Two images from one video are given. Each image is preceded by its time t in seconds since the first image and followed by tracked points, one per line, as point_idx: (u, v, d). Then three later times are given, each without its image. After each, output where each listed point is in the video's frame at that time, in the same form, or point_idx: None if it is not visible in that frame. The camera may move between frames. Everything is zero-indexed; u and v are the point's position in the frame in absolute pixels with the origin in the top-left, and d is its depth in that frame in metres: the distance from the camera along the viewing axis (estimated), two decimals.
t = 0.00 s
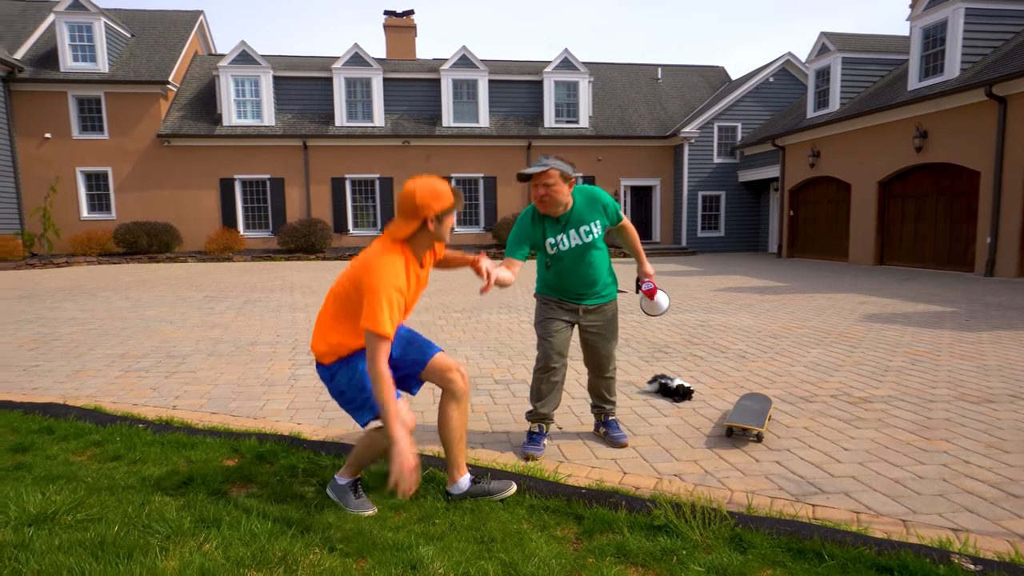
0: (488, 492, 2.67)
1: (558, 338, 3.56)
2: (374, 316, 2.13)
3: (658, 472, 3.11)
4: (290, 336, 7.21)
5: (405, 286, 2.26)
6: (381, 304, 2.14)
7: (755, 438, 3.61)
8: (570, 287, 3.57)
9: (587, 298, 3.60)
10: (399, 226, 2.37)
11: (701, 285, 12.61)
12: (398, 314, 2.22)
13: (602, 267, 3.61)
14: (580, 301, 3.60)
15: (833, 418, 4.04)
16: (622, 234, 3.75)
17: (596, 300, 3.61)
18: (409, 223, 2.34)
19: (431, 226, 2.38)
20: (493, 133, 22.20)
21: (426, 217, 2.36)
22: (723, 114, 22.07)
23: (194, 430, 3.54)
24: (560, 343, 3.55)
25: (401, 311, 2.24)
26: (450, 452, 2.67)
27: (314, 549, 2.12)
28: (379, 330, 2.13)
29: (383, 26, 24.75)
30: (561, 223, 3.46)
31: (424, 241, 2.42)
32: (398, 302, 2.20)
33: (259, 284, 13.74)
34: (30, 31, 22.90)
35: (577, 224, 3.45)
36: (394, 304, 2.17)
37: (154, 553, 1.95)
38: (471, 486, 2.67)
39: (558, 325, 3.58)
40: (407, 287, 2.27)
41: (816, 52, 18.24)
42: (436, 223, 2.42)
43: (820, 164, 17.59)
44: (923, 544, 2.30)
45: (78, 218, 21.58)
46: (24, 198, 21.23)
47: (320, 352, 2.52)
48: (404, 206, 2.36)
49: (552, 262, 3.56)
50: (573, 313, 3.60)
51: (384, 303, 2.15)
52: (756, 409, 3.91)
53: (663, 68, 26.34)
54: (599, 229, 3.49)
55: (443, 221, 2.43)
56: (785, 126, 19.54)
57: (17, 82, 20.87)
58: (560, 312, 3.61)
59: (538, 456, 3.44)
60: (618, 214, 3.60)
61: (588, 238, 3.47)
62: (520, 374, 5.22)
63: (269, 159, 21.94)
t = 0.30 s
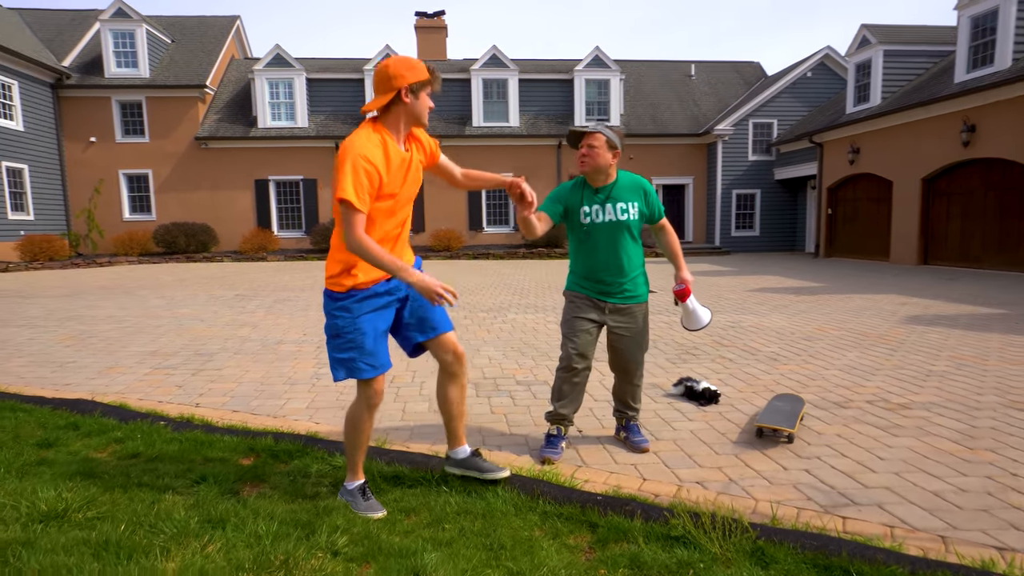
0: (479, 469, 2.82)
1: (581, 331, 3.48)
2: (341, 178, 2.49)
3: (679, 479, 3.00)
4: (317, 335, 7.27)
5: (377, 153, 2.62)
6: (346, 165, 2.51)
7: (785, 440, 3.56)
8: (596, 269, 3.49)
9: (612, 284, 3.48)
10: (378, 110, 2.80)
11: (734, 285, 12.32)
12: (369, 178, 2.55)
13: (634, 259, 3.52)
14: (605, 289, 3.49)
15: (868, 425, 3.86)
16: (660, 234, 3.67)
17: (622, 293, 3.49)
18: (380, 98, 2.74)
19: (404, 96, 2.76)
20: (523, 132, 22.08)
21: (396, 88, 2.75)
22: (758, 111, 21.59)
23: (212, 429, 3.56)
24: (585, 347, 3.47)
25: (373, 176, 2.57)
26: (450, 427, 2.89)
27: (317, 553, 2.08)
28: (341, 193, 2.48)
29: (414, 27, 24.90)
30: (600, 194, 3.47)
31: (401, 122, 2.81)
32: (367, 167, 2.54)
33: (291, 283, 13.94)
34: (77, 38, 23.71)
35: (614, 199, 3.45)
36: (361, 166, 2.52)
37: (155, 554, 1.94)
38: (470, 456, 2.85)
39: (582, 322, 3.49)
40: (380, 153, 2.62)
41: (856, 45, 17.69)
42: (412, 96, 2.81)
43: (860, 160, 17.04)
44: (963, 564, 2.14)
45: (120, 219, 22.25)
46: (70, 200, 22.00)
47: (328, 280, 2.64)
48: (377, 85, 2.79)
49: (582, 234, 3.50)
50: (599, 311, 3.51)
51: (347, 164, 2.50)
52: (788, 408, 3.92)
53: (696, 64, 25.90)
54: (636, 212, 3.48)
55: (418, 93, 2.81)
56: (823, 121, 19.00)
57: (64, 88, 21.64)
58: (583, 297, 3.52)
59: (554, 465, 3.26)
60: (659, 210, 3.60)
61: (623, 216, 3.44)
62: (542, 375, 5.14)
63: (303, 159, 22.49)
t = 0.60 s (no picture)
0: (462, 489, 2.79)
1: (589, 340, 3.36)
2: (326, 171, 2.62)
3: (687, 500, 2.84)
4: (329, 339, 7.22)
5: (368, 143, 2.71)
6: (333, 157, 2.64)
7: (806, 451, 3.43)
8: (605, 271, 3.34)
9: (621, 286, 3.33)
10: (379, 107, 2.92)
11: (757, 287, 12.01)
12: (356, 169, 2.65)
13: (641, 260, 3.39)
14: (615, 292, 3.33)
15: (893, 440, 3.64)
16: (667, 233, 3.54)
17: (631, 297, 3.35)
18: (377, 90, 2.85)
19: (400, 87, 2.85)
20: (544, 132, 21.89)
21: (393, 78, 2.84)
22: (784, 107, 21.11)
23: (210, 440, 3.49)
24: (594, 360, 3.36)
25: (361, 166, 2.66)
26: (439, 446, 3.01)
27: None
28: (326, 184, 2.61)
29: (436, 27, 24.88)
30: (608, 190, 3.35)
31: (399, 115, 2.90)
32: (353, 156, 2.64)
33: (311, 284, 13.99)
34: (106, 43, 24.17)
35: (623, 195, 3.33)
36: (346, 157, 2.63)
37: None
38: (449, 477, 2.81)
39: (590, 332, 3.35)
40: (370, 143, 2.71)
41: (888, 39, 17.17)
42: (412, 87, 2.88)
43: (890, 157, 16.54)
44: None
45: (147, 220, 22.63)
46: (99, 201, 22.45)
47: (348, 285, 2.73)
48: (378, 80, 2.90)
49: (591, 234, 3.35)
50: (607, 321, 3.36)
51: (333, 157, 2.63)
52: (809, 419, 3.73)
53: (721, 60, 25.44)
54: (644, 208, 3.37)
55: (417, 83, 2.88)
56: (853, 118, 18.49)
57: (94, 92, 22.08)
58: (593, 303, 3.36)
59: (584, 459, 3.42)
60: (666, 209, 3.49)
61: (632, 212, 3.32)
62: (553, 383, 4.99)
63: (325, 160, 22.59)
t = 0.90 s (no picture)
0: (435, 510, 2.64)
1: (570, 355, 3.19)
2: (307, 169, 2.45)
3: (676, 529, 2.67)
4: (318, 344, 7.06)
5: (353, 139, 2.53)
6: (314, 154, 2.47)
7: (805, 466, 3.32)
8: (585, 282, 3.17)
9: (602, 298, 3.15)
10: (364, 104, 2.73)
11: (758, 288, 11.81)
12: (340, 167, 2.47)
13: (621, 269, 3.22)
14: (597, 304, 3.16)
15: (895, 458, 3.45)
16: (646, 240, 3.37)
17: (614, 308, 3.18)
18: (362, 85, 2.66)
19: (387, 83, 2.65)
20: (544, 130, 21.68)
21: (380, 73, 2.64)
22: (787, 106, 20.89)
23: (180, 458, 3.32)
24: (577, 373, 3.19)
25: (344, 165, 2.48)
26: (405, 466, 2.75)
27: None
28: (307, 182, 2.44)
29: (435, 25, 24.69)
30: (584, 198, 3.18)
31: (388, 112, 2.70)
32: (336, 153, 2.46)
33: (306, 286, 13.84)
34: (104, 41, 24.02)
35: (599, 202, 3.17)
36: (330, 154, 2.45)
37: None
38: (421, 499, 2.67)
39: (572, 345, 3.19)
40: (355, 140, 2.52)
41: (891, 36, 16.96)
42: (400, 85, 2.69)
43: (893, 156, 16.33)
44: None
45: (144, 220, 22.51)
46: (96, 201, 22.34)
47: (332, 291, 2.55)
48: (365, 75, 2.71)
49: (566, 244, 3.18)
50: (589, 332, 3.19)
51: (314, 153, 2.46)
52: (809, 431, 3.57)
53: (723, 58, 25.21)
54: (622, 215, 3.21)
55: (405, 80, 2.68)
56: (856, 116, 18.26)
57: (91, 91, 21.94)
58: (575, 317, 3.19)
59: (571, 480, 3.18)
60: (643, 213, 3.33)
61: (610, 219, 3.16)
62: (543, 394, 4.81)
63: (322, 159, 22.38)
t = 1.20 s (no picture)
0: (417, 540, 2.46)
1: (571, 366, 3.02)
2: (295, 178, 2.21)
3: (674, 558, 2.50)
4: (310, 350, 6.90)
5: (341, 147, 2.30)
6: (303, 164, 2.23)
7: (813, 480, 3.22)
8: (589, 293, 3.00)
9: (606, 312, 2.97)
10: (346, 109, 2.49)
11: (762, 291, 11.61)
12: (330, 177, 2.24)
13: (630, 283, 3.03)
14: (600, 317, 2.98)
15: (906, 478, 3.27)
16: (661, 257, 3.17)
17: (618, 322, 2.99)
18: (345, 87, 2.42)
19: (372, 87, 2.42)
20: (546, 130, 21.48)
21: (364, 75, 2.40)
22: (791, 105, 20.67)
23: (154, 476, 3.15)
24: (578, 386, 3.02)
25: (335, 174, 2.26)
26: (387, 491, 2.54)
27: None
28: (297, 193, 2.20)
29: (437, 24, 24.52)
30: (596, 207, 3.02)
31: (374, 117, 2.47)
32: (326, 162, 2.23)
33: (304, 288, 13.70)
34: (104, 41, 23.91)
35: (611, 212, 3.00)
36: (320, 163, 2.22)
37: None
38: (403, 527, 2.49)
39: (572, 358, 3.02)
40: (344, 147, 2.30)
41: (897, 35, 16.74)
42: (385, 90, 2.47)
43: (900, 156, 16.11)
44: None
45: (144, 220, 22.40)
46: (96, 201, 22.25)
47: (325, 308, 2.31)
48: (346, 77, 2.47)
49: (573, 251, 3.04)
50: (589, 343, 3.02)
51: (303, 163, 2.22)
52: (819, 445, 3.49)
53: (726, 57, 24.99)
54: (635, 228, 3.03)
55: (391, 83, 2.46)
56: (861, 116, 18.03)
57: (91, 90, 21.85)
58: (576, 327, 3.02)
59: (563, 502, 2.97)
60: (660, 227, 3.13)
61: (621, 231, 2.99)
62: (538, 406, 4.63)
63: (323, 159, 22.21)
